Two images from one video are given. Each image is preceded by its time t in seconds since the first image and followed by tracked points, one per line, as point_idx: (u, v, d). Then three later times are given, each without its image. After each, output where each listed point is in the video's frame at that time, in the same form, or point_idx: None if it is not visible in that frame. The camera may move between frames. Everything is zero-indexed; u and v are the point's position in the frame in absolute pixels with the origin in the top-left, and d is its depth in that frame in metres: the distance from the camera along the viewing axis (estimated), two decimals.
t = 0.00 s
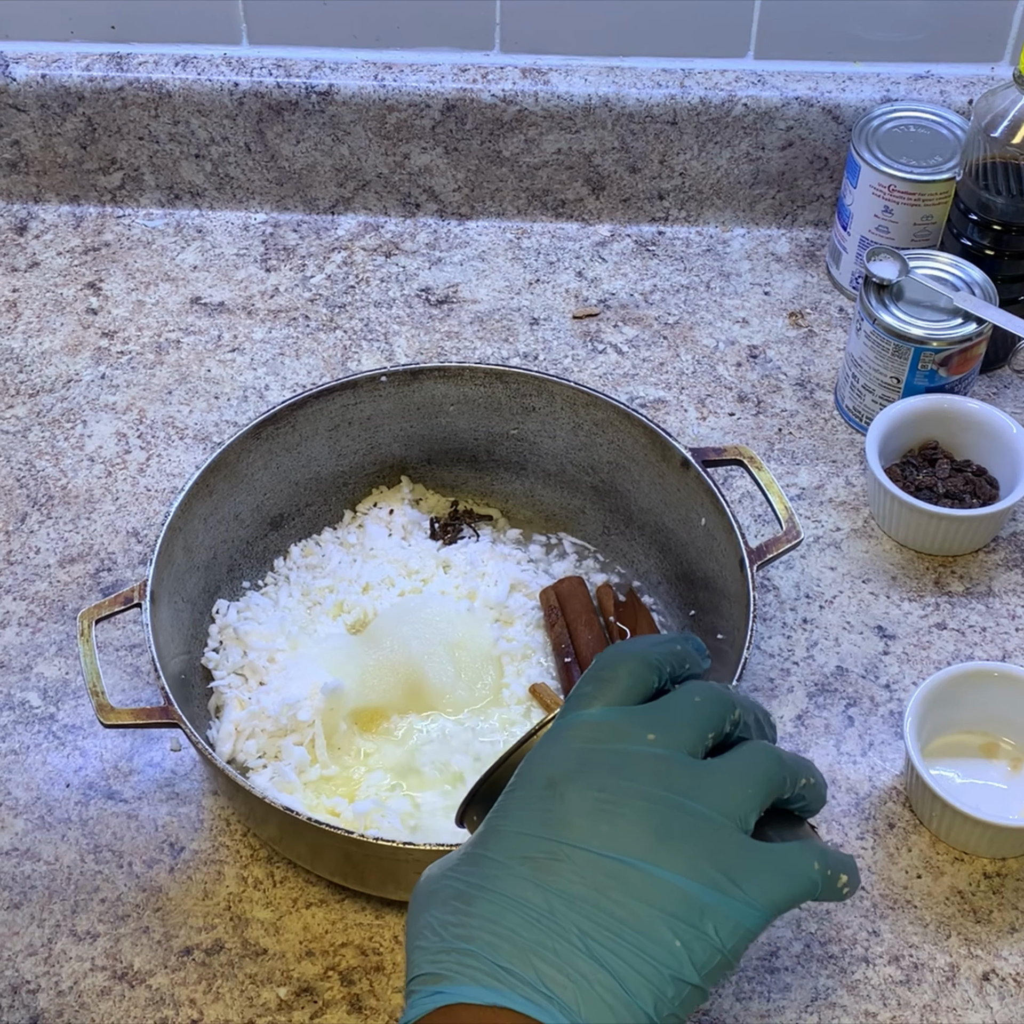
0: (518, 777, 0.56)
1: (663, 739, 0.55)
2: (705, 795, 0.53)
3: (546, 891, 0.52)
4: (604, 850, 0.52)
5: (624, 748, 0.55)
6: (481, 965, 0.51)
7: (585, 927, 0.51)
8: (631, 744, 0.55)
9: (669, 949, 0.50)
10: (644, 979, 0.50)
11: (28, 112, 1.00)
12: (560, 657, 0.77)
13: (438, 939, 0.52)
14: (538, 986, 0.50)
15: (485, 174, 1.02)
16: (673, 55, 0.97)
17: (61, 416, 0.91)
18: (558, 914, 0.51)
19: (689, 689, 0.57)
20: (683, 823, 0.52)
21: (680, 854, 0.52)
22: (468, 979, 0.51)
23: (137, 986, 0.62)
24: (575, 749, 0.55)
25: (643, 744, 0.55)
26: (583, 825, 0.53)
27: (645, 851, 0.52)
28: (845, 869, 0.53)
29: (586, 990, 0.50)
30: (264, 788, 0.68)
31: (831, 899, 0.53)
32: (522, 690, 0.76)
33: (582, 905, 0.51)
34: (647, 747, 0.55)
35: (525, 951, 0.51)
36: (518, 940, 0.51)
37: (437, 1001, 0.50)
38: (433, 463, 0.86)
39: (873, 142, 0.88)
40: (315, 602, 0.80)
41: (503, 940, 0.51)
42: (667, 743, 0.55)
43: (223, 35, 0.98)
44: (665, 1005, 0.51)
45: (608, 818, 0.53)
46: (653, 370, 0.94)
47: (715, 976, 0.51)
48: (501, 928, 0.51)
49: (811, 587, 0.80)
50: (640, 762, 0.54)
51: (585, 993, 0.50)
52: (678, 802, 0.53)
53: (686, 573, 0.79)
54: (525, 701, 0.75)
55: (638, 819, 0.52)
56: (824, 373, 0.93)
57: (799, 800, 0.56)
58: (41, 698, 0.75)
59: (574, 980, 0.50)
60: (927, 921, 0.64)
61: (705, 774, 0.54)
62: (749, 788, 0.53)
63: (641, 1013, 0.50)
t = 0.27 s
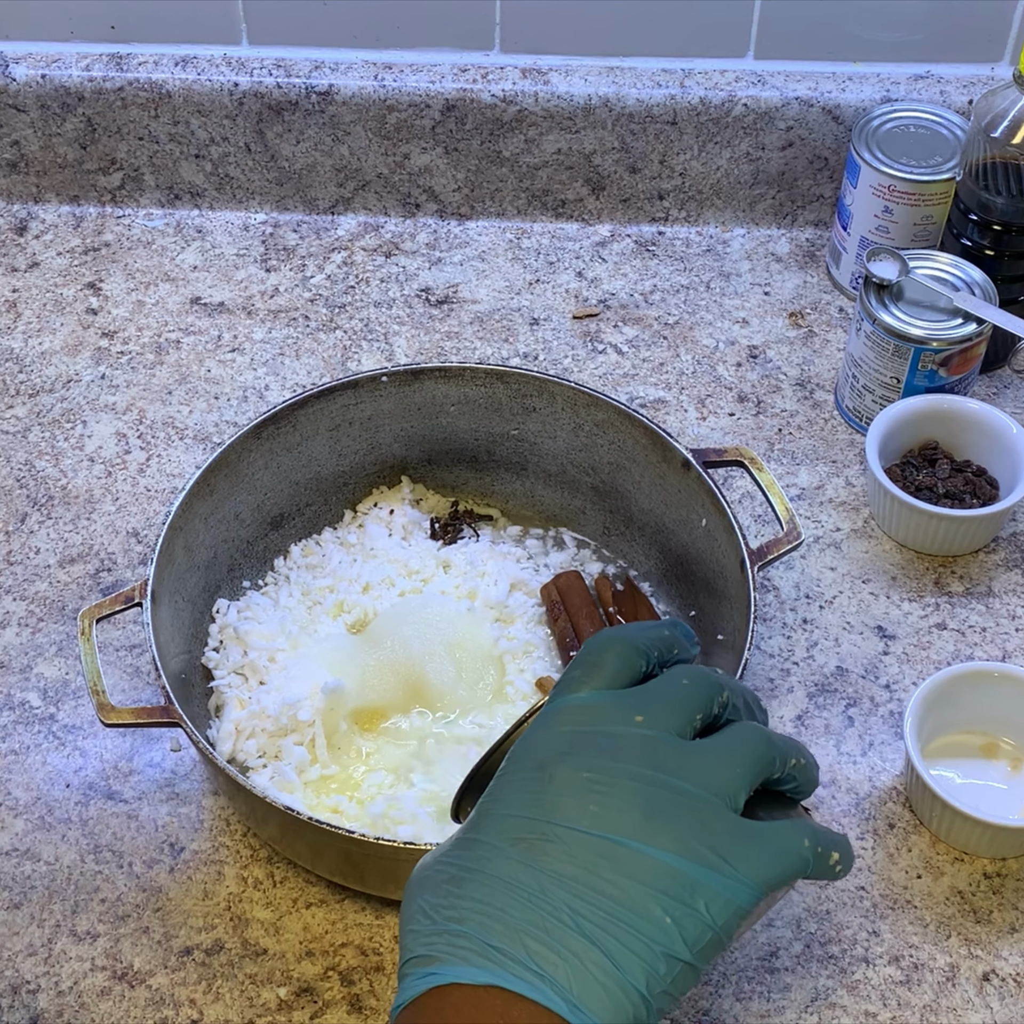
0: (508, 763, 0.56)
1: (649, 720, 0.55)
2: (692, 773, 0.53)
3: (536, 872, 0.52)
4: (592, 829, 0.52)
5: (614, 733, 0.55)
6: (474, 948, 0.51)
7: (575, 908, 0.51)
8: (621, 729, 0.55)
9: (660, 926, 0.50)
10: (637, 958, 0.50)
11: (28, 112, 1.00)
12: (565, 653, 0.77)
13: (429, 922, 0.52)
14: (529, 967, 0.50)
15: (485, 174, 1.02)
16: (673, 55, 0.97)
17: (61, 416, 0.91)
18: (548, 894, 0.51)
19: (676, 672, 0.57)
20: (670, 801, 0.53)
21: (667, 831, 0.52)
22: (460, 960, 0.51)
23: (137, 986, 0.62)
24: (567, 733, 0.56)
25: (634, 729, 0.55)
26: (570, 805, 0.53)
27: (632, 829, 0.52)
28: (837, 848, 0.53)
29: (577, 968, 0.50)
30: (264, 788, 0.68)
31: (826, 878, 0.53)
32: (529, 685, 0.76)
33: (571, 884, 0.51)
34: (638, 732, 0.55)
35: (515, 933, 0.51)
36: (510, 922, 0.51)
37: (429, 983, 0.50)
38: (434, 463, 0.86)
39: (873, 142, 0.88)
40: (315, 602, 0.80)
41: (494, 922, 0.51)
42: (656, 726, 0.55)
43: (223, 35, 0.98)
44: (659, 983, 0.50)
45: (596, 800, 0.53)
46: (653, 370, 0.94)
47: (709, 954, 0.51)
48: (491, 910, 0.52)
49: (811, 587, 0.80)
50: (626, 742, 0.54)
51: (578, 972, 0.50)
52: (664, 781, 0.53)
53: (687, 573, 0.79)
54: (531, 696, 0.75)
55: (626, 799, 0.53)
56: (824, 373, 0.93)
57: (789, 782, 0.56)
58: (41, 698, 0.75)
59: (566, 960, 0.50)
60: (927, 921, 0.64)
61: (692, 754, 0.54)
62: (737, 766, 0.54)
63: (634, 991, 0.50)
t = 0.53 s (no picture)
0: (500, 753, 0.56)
1: (638, 707, 0.55)
2: (682, 759, 0.53)
3: (526, 858, 0.52)
4: (581, 815, 0.52)
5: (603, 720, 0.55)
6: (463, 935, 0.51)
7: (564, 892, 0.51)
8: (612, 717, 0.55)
9: (650, 910, 0.50)
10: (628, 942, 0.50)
11: (28, 112, 1.00)
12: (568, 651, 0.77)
13: (421, 910, 0.53)
14: (519, 951, 0.50)
15: (485, 174, 1.02)
16: (673, 55, 0.97)
17: (61, 416, 0.91)
18: (538, 879, 0.51)
19: (664, 660, 0.57)
20: (659, 787, 0.52)
21: (656, 816, 0.52)
22: (451, 947, 0.51)
23: (137, 986, 0.62)
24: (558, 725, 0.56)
25: (621, 718, 0.55)
26: (560, 791, 0.53)
27: (621, 814, 0.52)
28: (829, 833, 0.54)
29: (568, 953, 0.50)
30: (265, 787, 0.68)
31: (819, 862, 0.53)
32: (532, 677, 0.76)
33: (560, 870, 0.51)
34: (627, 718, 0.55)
35: (505, 918, 0.51)
36: (500, 908, 0.51)
37: (421, 969, 0.51)
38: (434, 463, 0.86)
39: (872, 142, 0.88)
40: (315, 602, 0.80)
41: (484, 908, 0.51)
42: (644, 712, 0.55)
43: (223, 35, 0.98)
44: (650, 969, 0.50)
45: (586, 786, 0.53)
46: (653, 370, 0.94)
47: (700, 939, 0.51)
48: (481, 896, 0.52)
49: (811, 587, 0.80)
50: (616, 729, 0.54)
51: (568, 957, 0.50)
52: (654, 766, 0.53)
53: (687, 573, 0.79)
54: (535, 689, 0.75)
55: (616, 784, 0.53)
56: (824, 373, 0.93)
57: (781, 767, 0.56)
58: (41, 698, 0.75)
59: (556, 945, 0.50)
60: (927, 921, 0.64)
61: (681, 739, 0.54)
62: (727, 751, 0.54)
63: (626, 975, 0.50)
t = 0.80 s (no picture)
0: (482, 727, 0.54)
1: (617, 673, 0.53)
2: (663, 723, 0.51)
3: (508, 823, 0.50)
4: (563, 780, 0.50)
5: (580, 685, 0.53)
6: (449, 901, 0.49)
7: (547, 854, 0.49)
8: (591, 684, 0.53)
9: (636, 871, 0.49)
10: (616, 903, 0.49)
11: (28, 112, 1.00)
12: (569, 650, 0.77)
13: (410, 884, 0.51)
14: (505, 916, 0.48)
15: (485, 174, 1.02)
16: (673, 55, 0.97)
17: (61, 416, 0.91)
18: (522, 844, 0.50)
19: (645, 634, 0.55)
20: (641, 749, 0.50)
21: (639, 778, 0.49)
22: (437, 915, 0.49)
23: (137, 986, 0.62)
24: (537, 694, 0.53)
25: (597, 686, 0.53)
26: (540, 758, 0.51)
27: (603, 778, 0.50)
28: (816, 790, 0.50)
29: (555, 916, 0.48)
30: (264, 787, 0.68)
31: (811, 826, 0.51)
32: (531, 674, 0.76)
33: (544, 832, 0.49)
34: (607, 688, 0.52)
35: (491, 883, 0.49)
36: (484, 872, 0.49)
37: (411, 940, 0.49)
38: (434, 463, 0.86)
39: (872, 142, 0.88)
40: (315, 602, 0.80)
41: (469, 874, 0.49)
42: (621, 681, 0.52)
43: (223, 36, 0.98)
44: (638, 926, 0.49)
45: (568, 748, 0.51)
46: (653, 370, 0.94)
47: (689, 898, 0.49)
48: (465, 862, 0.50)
49: (811, 587, 0.80)
50: (595, 694, 0.52)
51: (555, 921, 0.48)
52: (636, 726, 0.51)
53: (687, 573, 0.79)
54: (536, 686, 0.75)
55: (599, 745, 0.50)
56: (824, 373, 0.93)
57: (768, 735, 0.53)
58: (41, 698, 0.75)
59: (541, 908, 0.48)
60: (927, 921, 0.64)
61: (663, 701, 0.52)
62: (710, 713, 0.51)
63: (614, 936, 0.49)
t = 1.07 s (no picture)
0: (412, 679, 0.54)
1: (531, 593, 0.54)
2: (582, 621, 0.52)
3: (447, 732, 0.50)
4: (492, 684, 0.50)
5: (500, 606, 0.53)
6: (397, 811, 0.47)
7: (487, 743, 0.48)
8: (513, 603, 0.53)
9: (576, 747, 0.49)
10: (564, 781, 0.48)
11: (28, 112, 1.00)
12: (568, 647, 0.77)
13: (364, 820, 0.49)
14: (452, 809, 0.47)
15: (485, 174, 1.02)
16: (673, 55, 0.97)
17: (62, 416, 0.91)
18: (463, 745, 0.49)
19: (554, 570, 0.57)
20: (563, 645, 0.51)
21: (567, 669, 0.50)
22: (388, 830, 0.47)
23: (137, 986, 0.62)
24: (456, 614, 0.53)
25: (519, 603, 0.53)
26: (467, 669, 0.51)
27: (530, 674, 0.50)
28: (742, 660, 0.52)
29: (505, 800, 0.47)
30: (264, 787, 0.68)
31: (746, 698, 0.52)
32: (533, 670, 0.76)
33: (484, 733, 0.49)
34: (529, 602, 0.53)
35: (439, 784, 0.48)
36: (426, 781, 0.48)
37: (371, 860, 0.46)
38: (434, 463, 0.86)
39: (873, 142, 0.88)
40: (315, 602, 0.80)
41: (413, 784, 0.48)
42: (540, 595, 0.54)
43: (223, 36, 0.98)
44: (587, 802, 0.48)
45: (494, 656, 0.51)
46: (653, 370, 0.94)
47: (634, 769, 0.49)
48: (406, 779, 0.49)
49: (811, 587, 0.80)
50: (513, 609, 0.53)
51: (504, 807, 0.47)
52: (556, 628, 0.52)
53: (687, 573, 0.79)
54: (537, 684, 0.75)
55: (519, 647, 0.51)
56: (824, 373, 0.93)
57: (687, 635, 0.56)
58: (41, 698, 0.75)
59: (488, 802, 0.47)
60: (927, 921, 0.64)
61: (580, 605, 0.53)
62: (625, 609, 0.53)
63: (562, 811, 0.48)
